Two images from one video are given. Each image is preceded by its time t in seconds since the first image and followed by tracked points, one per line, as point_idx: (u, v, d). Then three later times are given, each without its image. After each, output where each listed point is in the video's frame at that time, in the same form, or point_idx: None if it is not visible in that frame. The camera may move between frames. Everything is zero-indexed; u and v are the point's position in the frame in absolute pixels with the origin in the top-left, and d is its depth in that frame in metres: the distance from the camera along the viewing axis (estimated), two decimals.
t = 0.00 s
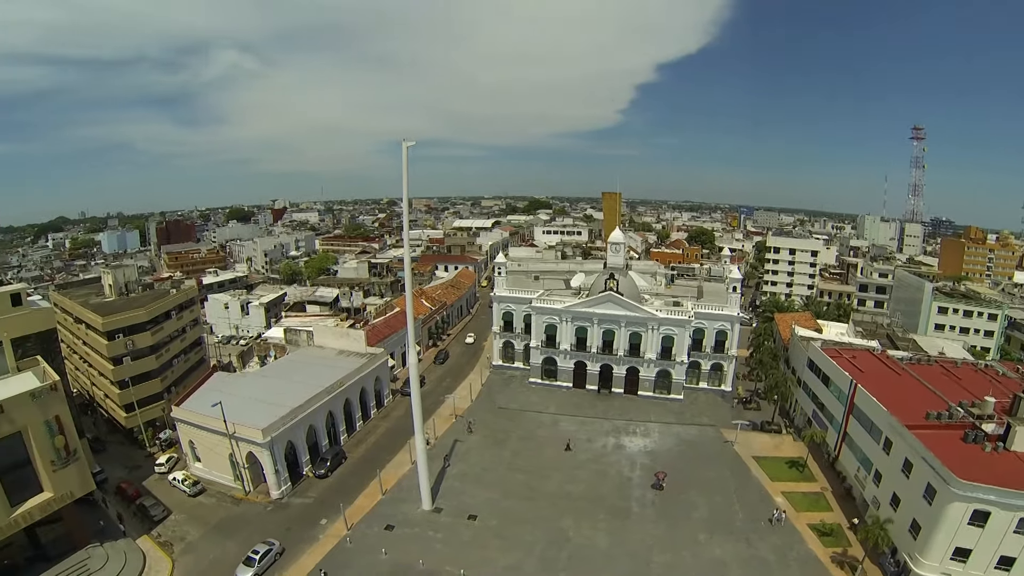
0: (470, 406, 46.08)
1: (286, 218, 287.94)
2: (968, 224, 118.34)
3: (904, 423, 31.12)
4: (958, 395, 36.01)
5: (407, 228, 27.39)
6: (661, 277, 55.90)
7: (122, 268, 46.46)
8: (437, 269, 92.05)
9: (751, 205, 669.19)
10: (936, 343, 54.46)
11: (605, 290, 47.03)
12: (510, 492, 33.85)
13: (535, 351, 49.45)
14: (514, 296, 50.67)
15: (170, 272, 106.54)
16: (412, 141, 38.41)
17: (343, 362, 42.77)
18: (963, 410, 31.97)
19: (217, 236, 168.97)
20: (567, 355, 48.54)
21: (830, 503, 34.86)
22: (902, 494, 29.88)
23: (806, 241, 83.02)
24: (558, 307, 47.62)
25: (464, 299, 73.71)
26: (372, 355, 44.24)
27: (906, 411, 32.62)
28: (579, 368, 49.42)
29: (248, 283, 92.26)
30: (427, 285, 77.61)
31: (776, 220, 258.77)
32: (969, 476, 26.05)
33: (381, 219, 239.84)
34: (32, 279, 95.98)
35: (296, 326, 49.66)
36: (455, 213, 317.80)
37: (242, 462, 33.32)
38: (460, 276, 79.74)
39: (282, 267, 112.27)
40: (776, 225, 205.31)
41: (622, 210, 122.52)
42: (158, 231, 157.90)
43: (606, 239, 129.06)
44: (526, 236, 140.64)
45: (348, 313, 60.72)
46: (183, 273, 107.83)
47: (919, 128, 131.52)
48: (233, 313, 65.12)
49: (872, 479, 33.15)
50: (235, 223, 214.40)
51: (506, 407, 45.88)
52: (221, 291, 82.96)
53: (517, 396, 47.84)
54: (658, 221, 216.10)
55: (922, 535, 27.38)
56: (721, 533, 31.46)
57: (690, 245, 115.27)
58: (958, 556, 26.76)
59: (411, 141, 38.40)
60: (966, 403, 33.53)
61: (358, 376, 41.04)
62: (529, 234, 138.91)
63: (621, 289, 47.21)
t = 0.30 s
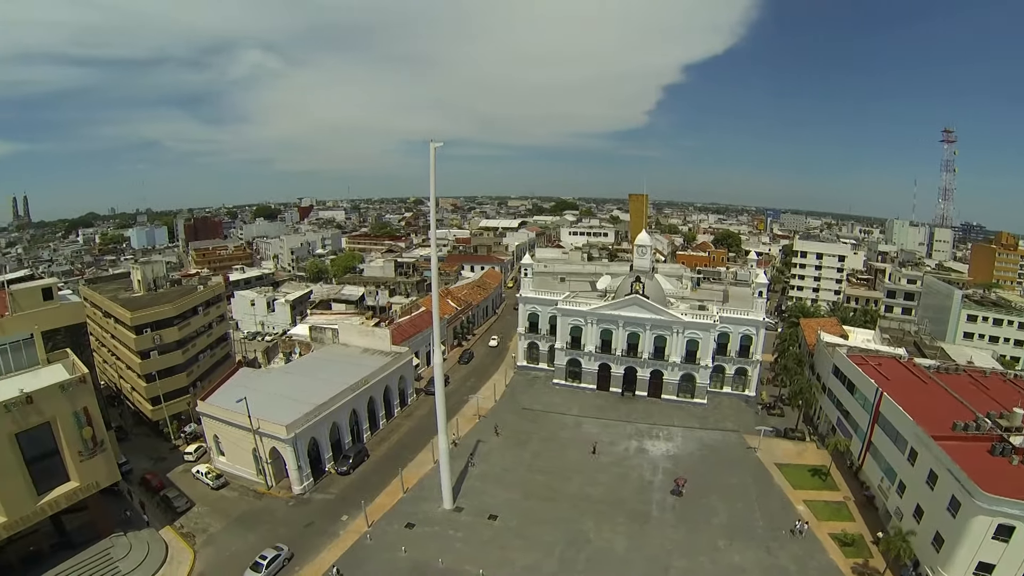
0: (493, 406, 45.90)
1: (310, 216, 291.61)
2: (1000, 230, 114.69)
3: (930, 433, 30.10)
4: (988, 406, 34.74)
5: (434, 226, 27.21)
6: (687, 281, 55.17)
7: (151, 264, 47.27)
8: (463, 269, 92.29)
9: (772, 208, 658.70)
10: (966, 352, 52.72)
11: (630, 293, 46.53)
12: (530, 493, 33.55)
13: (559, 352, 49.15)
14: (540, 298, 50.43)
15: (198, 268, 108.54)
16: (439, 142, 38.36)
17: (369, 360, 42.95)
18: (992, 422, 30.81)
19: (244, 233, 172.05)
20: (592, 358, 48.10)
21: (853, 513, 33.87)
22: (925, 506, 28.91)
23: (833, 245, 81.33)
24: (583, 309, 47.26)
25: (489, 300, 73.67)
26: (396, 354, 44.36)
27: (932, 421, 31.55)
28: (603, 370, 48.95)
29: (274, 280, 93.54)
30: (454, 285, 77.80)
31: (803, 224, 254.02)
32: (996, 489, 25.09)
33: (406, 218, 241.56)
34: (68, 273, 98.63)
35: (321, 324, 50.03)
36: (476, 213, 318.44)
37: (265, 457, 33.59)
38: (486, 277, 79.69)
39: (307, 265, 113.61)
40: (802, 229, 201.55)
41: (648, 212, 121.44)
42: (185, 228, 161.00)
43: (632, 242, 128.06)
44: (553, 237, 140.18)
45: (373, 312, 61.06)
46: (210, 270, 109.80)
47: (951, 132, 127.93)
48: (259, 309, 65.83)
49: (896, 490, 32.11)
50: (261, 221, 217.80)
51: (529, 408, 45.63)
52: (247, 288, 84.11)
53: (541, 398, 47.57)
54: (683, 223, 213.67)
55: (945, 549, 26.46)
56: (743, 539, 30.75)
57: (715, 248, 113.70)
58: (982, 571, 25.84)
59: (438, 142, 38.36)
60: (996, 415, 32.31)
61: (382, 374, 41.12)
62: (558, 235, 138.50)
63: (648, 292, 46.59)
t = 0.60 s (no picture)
0: (507, 406, 45.83)
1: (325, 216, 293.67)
2: (1021, 233, 112.59)
3: (946, 438, 29.51)
4: (1006, 413, 33.99)
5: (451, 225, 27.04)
6: (703, 282, 54.74)
7: (168, 262, 47.75)
8: (479, 269, 92.48)
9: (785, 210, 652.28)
10: (984, 356, 51.74)
11: (646, 294, 46.22)
12: (543, 493, 33.43)
13: (574, 353, 48.96)
14: (557, 298, 50.27)
15: (214, 265, 109.52)
16: (456, 142, 38.29)
17: (384, 359, 43.06)
18: (1009, 429, 30.14)
19: (261, 231, 173.87)
20: (607, 359, 47.80)
21: (867, 518, 33.33)
22: (940, 513, 28.37)
23: (850, 248, 80.38)
24: (599, 309, 47.07)
25: (504, 300, 73.69)
26: (412, 353, 44.43)
27: (948, 426, 30.94)
28: (618, 371, 48.70)
29: (289, 279, 94.32)
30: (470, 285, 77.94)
31: (820, 226, 251.07)
32: (1013, 496, 24.52)
33: (427, 217, 241.82)
34: (88, 270, 100.16)
35: (336, 323, 50.21)
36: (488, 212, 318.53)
37: (279, 454, 33.77)
38: (502, 276, 79.73)
39: (322, 264, 114.47)
40: (819, 231, 199.04)
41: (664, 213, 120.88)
42: (202, 226, 162.98)
43: (649, 243, 127.13)
44: (570, 237, 139.69)
45: (388, 311, 61.32)
46: (226, 267, 110.72)
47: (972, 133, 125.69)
48: (275, 307, 66.23)
49: (910, 496, 31.55)
50: (277, 219, 219.65)
51: (543, 408, 45.48)
52: (263, 285, 84.89)
53: (555, 398, 47.43)
54: (699, 224, 211.96)
55: (960, 556, 25.95)
56: (756, 543, 30.37)
57: (731, 250, 112.92)
58: None
59: (455, 142, 38.29)
60: (1014, 421, 31.59)
61: (397, 373, 41.16)
62: (575, 235, 137.89)
63: (664, 293, 46.26)
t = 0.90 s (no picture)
0: (517, 407, 45.79)
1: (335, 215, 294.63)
2: None
3: (957, 444, 29.09)
4: (1018, 419, 33.41)
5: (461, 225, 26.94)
6: (714, 284, 54.40)
7: (180, 260, 48.09)
8: (490, 269, 92.53)
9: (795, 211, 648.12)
10: (996, 361, 50.99)
11: (657, 295, 46.02)
12: (552, 494, 33.34)
13: (585, 354, 48.81)
14: (567, 299, 50.14)
15: (226, 264, 110.28)
16: (467, 143, 38.28)
17: (394, 359, 43.14)
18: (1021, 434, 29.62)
19: (273, 230, 175.03)
20: (618, 360, 47.62)
21: (876, 523, 32.94)
22: (950, 518, 27.99)
23: (862, 249, 79.63)
24: (609, 311, 46.93)
25: (515, 300, 73.67)
26: (422, 353, 44.48)
27: (959, 432, 30.49)
28: (628, 372, 48.51)
29: (301, 278, 94.84)
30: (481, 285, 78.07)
31: (833, 227, 248.66)
32: None
33: (437, 216, 242.39)
34: (103, 268, 101.31)
35: (347, 322, 50.37)
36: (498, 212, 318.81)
37: (289, 453, 33.89)
38: (513, 277, 79.74)
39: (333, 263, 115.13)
40: (832, 233, 197.08)
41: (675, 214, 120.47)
42: (214, 225, 164.31)
43: (661, 244, 126.54)
44: (582, 238, 139.27)
45: (399, 310, 61.49)
46: (238, 266, 111.43)
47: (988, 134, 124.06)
48: (286, 306, 66.56)
49: (920, 501, 31.14)
50: (288, 219, 220.71)
51: (553, 409, 45.38)
52: (275, 284, 85.44)
53: (565, 399, 47.32)
54: (711, 225, 210.55)
55: (969, 562, 25.61)
56: (765, 547, 30.09)
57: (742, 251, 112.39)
58: None
59: (467, 143, 38.29)
60: None
61: (407, 373, 41.21)
62: (587, 236, 137.47)
63: (674, 295, 46.02)
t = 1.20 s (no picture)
0: (527, 407, 45.76)
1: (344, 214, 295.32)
2: None
3: (968, 448, 28.70)
4: None
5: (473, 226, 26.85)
6: (725, 285, 54.09)
7: (192, 259, 48.41)
8: (501, 269, 92.63)
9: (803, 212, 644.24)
10: (1010, 365, 50.28)
11: (667, 297, 45.80)
12: (561, 495, 33.26)
13: (595, 355, 48.65)
14: (578, 300, 50.01)
15: (237, 263, 110.93)
16: (478, 145, 38.16)
17: (405, 358, 43.19)
18: None
19: (284, 230, 176.05)
20: (628, 361, 47.44)
21: (886, 527, 32.55)
22: (959, 524, 27.66)
23: (874, 251, 78.97)
24: (620, 312, 46.73)
25: (527, 300, 73.70)
26: (433, 353, 44.53)
27: (970, 436, 30.08)
28: (638, 374, 48.35)
29: (312, 277, 95.30)
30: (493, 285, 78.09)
31: (844, 229, 247.24)
32: None
33: (450, 216, 243.65)
34: (116, 267, 102.34)
35: (358, 322, 50.50)
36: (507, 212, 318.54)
37: (299, 451, 34.01)
38: (524, 277, 79.77)
39: (343, 263, 115.74)
40: (843, 234, 195.44)
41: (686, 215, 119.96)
42: (226, 224, 165.62)
43: (671, 245, 125.97)
44: (593, 238, 138.96)
45: (410, 310, 61.67)
46: (249, 265, 112.02)
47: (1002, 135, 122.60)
48: (297, 305, 66.94)
49: (930, 506, 30.78)
50: (298, 218, 221.62)
51: (563, 410, 45.31)
52: (286, 283, 85.93)
53: (575, 400, 47.21)
54: (722, 226, 209.33)
55: (979, 568, 25.28)
56: (775, 551, 29.84)
57: (752, 252, 111.77)
58: None
59: (478, 145, 38.17)
60: None
61: (418, 373, 41.26)
62: (597, 236, 137.11)
63: (685, 296, 45.77)
